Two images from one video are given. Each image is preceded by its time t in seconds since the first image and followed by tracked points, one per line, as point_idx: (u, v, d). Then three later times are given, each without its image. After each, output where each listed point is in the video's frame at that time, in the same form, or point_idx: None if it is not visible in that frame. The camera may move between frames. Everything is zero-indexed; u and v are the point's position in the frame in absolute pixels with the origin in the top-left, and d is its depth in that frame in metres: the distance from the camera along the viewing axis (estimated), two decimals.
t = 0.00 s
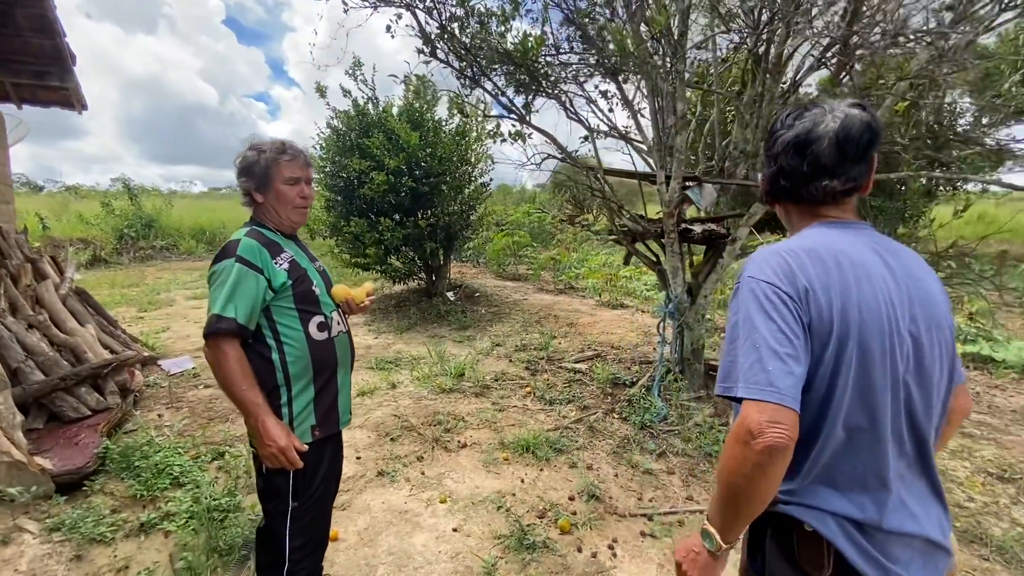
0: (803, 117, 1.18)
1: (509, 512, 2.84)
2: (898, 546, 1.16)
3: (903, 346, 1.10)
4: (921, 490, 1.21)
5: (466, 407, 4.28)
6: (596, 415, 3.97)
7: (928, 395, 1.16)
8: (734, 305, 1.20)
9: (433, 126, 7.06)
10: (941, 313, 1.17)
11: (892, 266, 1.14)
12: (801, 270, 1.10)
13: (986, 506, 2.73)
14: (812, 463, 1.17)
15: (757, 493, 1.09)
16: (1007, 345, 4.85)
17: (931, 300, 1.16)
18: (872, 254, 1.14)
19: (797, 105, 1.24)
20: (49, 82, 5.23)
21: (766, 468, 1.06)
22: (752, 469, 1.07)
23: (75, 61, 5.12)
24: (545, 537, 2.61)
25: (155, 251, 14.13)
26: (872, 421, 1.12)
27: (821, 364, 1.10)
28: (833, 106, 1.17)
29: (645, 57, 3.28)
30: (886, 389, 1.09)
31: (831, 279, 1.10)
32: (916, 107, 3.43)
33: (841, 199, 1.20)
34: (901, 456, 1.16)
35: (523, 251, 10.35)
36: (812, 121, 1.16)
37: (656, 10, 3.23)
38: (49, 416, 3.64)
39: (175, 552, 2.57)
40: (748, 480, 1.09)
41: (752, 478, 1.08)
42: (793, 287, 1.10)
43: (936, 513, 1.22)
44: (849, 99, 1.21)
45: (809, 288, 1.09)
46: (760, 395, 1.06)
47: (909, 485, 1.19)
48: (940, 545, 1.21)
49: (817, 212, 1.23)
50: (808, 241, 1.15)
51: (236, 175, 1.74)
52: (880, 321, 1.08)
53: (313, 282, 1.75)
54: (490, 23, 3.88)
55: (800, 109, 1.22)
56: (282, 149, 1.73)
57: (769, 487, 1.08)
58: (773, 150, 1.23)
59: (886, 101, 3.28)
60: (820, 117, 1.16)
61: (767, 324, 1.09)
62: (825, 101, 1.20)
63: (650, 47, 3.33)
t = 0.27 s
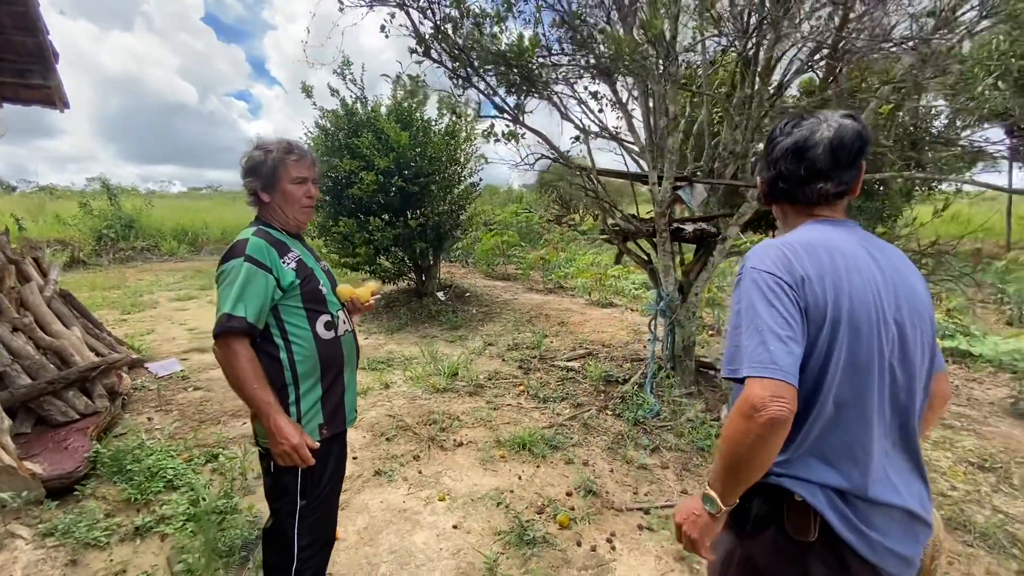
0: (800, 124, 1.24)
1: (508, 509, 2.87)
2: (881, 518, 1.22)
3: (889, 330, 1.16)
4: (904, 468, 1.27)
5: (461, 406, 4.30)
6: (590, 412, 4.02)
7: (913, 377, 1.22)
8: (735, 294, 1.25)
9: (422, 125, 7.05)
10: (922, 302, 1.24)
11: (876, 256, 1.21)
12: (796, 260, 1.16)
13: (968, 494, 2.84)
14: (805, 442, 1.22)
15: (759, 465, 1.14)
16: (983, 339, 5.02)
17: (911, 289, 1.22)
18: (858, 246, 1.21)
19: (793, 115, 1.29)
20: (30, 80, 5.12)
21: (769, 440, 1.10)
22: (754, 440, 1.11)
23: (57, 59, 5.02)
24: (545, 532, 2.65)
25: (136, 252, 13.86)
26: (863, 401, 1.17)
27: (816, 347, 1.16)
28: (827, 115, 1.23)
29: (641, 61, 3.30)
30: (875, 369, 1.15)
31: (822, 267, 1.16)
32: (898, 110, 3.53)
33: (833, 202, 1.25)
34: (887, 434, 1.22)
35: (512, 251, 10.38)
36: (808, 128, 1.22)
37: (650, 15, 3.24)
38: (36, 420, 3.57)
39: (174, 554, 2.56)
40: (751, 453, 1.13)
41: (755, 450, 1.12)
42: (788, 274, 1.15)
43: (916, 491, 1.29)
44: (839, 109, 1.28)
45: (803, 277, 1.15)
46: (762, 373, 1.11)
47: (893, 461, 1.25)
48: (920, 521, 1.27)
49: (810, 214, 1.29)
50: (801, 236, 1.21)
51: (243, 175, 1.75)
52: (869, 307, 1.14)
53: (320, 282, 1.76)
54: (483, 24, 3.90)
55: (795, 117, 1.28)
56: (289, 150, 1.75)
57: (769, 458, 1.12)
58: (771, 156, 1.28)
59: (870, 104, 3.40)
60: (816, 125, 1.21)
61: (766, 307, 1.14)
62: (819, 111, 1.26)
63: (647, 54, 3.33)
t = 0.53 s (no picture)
0: (758, 138, 1.39)
1: (509, 501, 2.93)
2: (844, 487, 1.32)
3: (843, 314, 1.28)
4: (867, 442, 1.37)
5: (458, 404, 4.35)
6: (585, 408, 4.10)
7: (869, 359, 1.33)
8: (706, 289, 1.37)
9: (415, 125, 7.08)
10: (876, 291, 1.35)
11: (831, 249, 1.33)
12: (758, 255, 1.29)
13: (949, 481, 2.97)
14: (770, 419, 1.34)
15: (734, 441, 1.24)
16: (961, 334, 5.21)
17: (865, 277, 1.34)
18: (814, 241, 1.33)
19: (753, 131, 1.45)
20: (17, 77, 5.05)
21: (742, 415, 1.21)
22: (731, 415, 1.22)
23: (44, 57, 4.96)
24: (546, 523, 2.71)
25: (119, 253, 13.63)
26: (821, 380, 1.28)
27: (779, 333, 1.28)
28: (781, 130, 1.39)
29: (637, 65, 3.38)
30: (832, 352, 1.27)
31: (780, 260, 1.28)
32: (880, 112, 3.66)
33: (788, 207, 1.39)
34: (847, 410, 1.33)
35: (503, 250, 10.43)
36: (765, 140, 1.37)
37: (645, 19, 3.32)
38: (30, 421, 3.55)
39: (179, 551, 2.58)
40: (727, 430, 1.23)
41: (730, 426, 1.23)
42: (750, 267, 1.28)
43: (880, 463, 1.39)
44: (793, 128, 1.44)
45: (763, 270, 1.28)
46: (730, 355, 1.22)
47: (856, 435, 1.35)
48: (882, 490, 1.37)
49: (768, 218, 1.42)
50: (763, 235, 1.34)
51: (257, 173, 1.78)
52: (824, 295, 1.26)
53: (333, 279, 1.81)
54: (478, 25, 3.95)
55: (755, 134, 1.44)
56: (305, 150, 1.79)
57: (744, 430, 1.23)
58: (734, 166, 1.43)
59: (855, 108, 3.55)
60: (771, 137, 1.37)
61: (731, 298, 1.27)
62: (775, 128, 1.42)
63: (642, 58, 3.42)
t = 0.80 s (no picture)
0: (698, 142, 1.53)
1: (505, 494, 3.00)
2: (763, 457, 1.46)
3: (760, 303, 1.41)
4: (787, 416, 1.50)
5: (453, 400, 4.40)
6: (578, 403, 4.18)
7: (788, 345, 1.46)
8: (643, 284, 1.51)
9: (407, 125, 7.11)
10: (798, 282, 1.47)
11: (752, 243, 1.45)
12: (683, 254, 1.42)
13: (928, 468, 3.10)
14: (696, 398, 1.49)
15: (656, 416, 1.42)
16: (940, 328, 5.37)
17: (786, 266, 1.46)
18: (737, 236, 1.45)
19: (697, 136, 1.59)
20: (5, 76, 5.01)
21: (660, 393, 1.38)
22: (649, 395, 1.39)
23: (34, 56, 4.93)
24: (542, 515, 2.78)
25: (105, 253, 13.46)
26: (740, 364, 1.42)
27: (702, 324, 1.42)
28: (719, 135, 1.52)
29: (627, 67, 3.46)
30: (749, 340, 1.40)
31: (702, 258, 1.42)
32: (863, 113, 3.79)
33: (724, 205, 1.52)
34: (767, 391, 1.47)
35: (495, 249, 10.49)
36: (704, 144, 1.50)
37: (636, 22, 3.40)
38: (25, 421, 3.55)
39: (181, 546, 2.61)
40: (649, 408, 1.41)
41: (651, 404, 1.40)
42: (674, 266, 1.42)
43: (800, 434, 1.52)
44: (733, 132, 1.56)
45: (687, 267, 1.41)
46: (654, 345, 1.37)
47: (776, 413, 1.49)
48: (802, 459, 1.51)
49: (709, 215, 1.54)
50: (692, 233, 1.47)
51: (268, 173, 1.85)
52: (741, 289, 1.39)
53: (339, 277, 1.87)
54: (471, 27, 4.02)
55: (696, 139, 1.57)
56: (315, 150, 1.88)
57: (662, 408, 1.40)
58: (678, 168, 1.57)
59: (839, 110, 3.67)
60: (709, 142, 1.50)
61: (657, 294, 1.40)
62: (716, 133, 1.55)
63: (632, 60, 3.50)
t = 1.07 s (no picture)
0: (661, 134, 1.78)
1: (502, 486, 3.04)
2: (715, 423, 1.69)
3: (707, 287, 1.65)
4: (738, 388, 1.73)
5: (449, 396, 4.44)
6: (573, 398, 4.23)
7: (736, 321, 1.69)
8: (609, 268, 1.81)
9: (401, 123, 7.13)
10: (748, 266, 1.70)
11: (705, 235, 1.69)
12: (641, 245, 1.70)
13: (913, 457, 3.18)
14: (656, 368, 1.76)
15: (594, 373, 1.80)
16: (927, 323, 5.48)
17: (735, 256, 1.69)
18: (693, 228, 1.70)
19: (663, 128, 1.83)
20: None
21: (594, 359, 1.76)
22: (587, 360, 1.77)
23: (25, 52, 4.90)
24: (539, 505, 2.83)
25: (94, 252, 13.31)
26: (690, 336, 1.67)
27: (656, 301, 1.68)
28: (679, 127, 1.76)
29: (621, 65, 3.52)
30: (696, 315, 1.66)
31: (658, 249, 1.68)
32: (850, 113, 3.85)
33: (683, 192, 1.77)
34: (717, 360, 1.71)
35: (489, 248, 10.51)
36: (666, 136, 1.76)
37: (630, 21, 3.45)
38: (20, 418, 3.55)
39: (181, 539, 2.63)
40: (587, 367, 1.79)
41: (590, 365, 1.78)
42: (633, 255, 1.69)
43: (750, 404, 1.74)
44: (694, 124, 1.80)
45: (643, 256, 1.69)
46: (607, 318, 1.68)
47: (726, 381, 1.72)
48: (752, 427, 1.72)
49: (670, 200, 1.80)
50: (653, 226, 1.73)
51: (276, 168, 1.94)
52: (690, 271, 1.65)
53: (344, 269, 1.92)
54: (466, 26, 4.06)
55: (662, 130, 1.83)
56: (322, 146, 2.02)
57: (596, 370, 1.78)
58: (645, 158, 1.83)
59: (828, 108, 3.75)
60: (669, 134, 1.75)
61: (618, 278, 1.68)
62: (678, 125, 1.79)
63: (626, 58, 3.55)
